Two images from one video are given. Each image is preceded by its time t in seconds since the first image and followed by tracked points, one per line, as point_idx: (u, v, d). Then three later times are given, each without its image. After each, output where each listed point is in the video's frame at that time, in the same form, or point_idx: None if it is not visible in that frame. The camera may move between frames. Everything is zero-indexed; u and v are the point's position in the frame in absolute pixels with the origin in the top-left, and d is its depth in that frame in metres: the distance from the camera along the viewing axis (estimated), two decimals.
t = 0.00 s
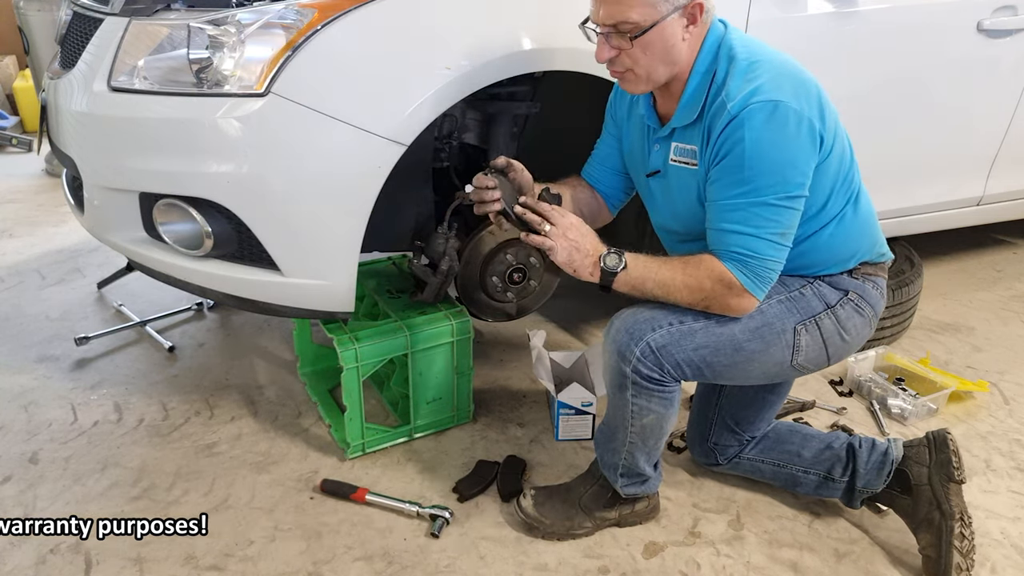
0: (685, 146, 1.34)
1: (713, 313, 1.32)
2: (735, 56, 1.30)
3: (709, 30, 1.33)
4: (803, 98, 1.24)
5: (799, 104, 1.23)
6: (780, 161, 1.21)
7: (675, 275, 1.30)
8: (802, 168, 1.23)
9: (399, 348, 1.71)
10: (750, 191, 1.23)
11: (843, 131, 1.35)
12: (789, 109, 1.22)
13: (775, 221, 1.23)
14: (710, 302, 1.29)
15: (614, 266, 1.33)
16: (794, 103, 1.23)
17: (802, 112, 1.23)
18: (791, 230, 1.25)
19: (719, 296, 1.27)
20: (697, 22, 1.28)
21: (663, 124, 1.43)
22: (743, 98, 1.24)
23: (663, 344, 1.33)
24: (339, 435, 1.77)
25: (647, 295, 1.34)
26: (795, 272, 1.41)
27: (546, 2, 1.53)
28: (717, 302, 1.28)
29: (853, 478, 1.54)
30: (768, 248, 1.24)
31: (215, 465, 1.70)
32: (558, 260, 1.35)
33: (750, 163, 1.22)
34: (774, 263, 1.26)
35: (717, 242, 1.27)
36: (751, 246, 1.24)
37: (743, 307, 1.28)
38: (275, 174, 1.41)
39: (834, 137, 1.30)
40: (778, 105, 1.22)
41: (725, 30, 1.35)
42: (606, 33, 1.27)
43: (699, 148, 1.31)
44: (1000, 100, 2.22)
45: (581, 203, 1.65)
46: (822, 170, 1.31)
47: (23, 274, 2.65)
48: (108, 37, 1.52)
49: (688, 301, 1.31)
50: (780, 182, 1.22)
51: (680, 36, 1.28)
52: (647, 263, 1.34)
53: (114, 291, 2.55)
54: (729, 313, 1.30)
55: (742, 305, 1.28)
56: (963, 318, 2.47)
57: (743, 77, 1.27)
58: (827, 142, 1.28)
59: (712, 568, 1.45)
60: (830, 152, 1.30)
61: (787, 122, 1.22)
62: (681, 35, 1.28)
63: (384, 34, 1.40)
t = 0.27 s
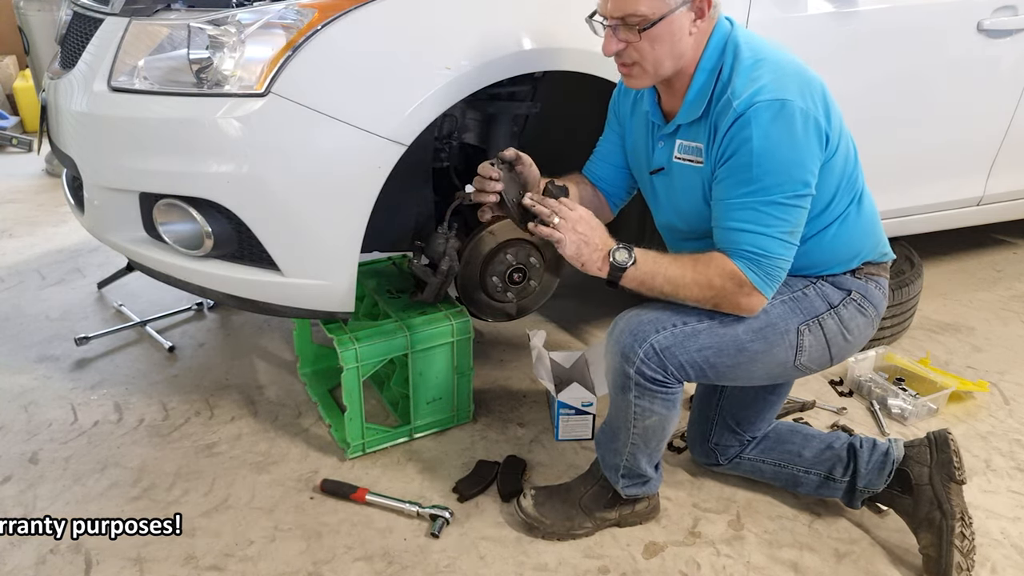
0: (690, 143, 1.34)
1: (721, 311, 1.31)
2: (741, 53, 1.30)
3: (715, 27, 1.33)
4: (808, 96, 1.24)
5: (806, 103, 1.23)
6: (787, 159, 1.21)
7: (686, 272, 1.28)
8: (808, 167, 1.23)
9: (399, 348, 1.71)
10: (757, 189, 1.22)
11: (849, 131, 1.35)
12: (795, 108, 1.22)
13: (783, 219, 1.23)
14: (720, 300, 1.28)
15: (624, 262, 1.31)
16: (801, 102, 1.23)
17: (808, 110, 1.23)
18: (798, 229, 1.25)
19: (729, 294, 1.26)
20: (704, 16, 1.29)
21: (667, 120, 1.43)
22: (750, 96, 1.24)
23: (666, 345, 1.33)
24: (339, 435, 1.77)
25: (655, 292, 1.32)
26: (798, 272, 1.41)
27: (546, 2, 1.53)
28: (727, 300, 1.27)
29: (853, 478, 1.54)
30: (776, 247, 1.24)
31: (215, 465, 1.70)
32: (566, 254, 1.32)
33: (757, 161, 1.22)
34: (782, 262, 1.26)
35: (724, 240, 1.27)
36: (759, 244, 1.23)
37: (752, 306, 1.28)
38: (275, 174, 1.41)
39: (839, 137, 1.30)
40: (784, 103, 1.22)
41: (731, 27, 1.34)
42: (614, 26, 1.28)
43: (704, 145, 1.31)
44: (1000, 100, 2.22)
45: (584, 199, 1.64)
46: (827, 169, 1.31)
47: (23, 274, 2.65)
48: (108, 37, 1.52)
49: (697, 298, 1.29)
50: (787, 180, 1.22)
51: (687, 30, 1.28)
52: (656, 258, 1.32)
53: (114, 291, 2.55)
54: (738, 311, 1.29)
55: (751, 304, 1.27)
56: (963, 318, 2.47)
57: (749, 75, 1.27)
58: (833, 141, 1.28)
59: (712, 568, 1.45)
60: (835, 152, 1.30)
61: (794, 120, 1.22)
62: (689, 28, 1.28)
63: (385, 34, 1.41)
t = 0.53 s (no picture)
0: (694, 137, 1.34)
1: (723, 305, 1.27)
2: (747, 48, 1.31)
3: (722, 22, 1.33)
4: (812, 92, 1.25)
5: (811, 97, 1.23)
6: (791, 150, 1.21)
7: (686, 261, 1.26)
8: (813, 159, 1.22)
9: (399, 348, 1.71)
10: (761, 177, 1.21)
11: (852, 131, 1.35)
12: (800, 101, 1.22)
13: (786, 208, 1.21)
14: (721, 290, 1.24)
15: (618, 250, 1.29)
16: (805, 95, 1.23)
17: (813, 104, 1.23)
18: (802, 219, 1.24)
19: (730, 283, 1.22)
20: (711, 10, 1.29)
21: (672, 115, 1.43)
22: (755, 89, 1.24)
23: (667, 345, 1.33)
24: (339, 435, 1.77)
25: (653, 280, 1.29)
26: (800, 270, 1.41)
27: (546, 2, 1.53)
28: (728, 291, 1.24)
29: (853, 478, 1.54)
30: (779, 235, 1.21)
31: (215, 465, 1.70)
32: (560, 246, 1.33)
33: (760, 152, 1.21)
34: (785, 250, 1.22)
35: (725, 228, 1.25)
36: (761, 232, 1.21)
37: (754, 298, 1.23)
38: (275, 174, 1.41)
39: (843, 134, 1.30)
40: (789, 96, 1.22)
41: (738, 23, 1.34)
42: (621, 17, 1.27)
43: (709, 138, 1.31)
44: (1000, 100, 2.22)
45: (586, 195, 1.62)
46: (831, 166, 1.30)
47: (23, 274, 2.65)
48: (108, 37, 1.52)
49: (695, 288, 1.26)
50: (791, 170, 1.21)
51: (695, 23, 1.28)
52: (656, 248, 1.30)
53: (114, 291, 2.55)
54: (739, 304, 1.25)
55: (753, 295, 1.23)
56: (963, 318, 2.47)
57: (755, 69, 1.27)
58: (836, 138, 1.28)
59: (712, 568, 1.45)
60: (838, 149, 1.30)
61: (798, 113, 1.21)
62: (696, 22, 1.28)
63: (385, 34, 1.41)
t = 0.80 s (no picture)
0: (694, 137, 1.34)
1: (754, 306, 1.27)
2: (746, 48, 1.30)
3: (721, 22, 1.33)
4: (812, 91, 1.24)
5: (812, 95, 1.23)
6: (798, 147, 1.20)
7: (710, 270, 1.27)
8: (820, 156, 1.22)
9: (399, 348, 1.70)
10: (772, 175, 1.21)
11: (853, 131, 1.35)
12: (802, 99, 1.22)
13: (800, 204, 1.20)
14: (750, 293, 1.25)
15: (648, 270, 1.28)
16: (805, 93, 1.23)
17: (814, 102, 1.23)
18: (817, 215, 1.23)
19: (757, 287, 1.23)
20: (706, 12, 1.29)
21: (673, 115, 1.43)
22: (755, 88, 1.24)
23: (665, 343, 1.33)
24: (339, 435, 1.77)
25: (682, 292, 1.31)
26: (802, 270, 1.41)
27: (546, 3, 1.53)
28: (757, 293, 1.24)
29: (853, 478, 1.54)
30: (797, 232, 1.20)
31: (215, 465, 1.70)
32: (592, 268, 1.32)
33: (767, 150, 1.21)
34: (805, 247, 1.22)
35: (745, 230, 1.24)
36: (780, 230, 1.20)
37: (786, 296, 1.24)
38: (274, 174, 1.41)
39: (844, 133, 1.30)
40: (790, 95, 1.21)
41: (737, 23, 1.34)
42: (615, 21, 1.28)
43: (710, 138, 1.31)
44: (1000, 100, 2.22)
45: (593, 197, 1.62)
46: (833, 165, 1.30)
47: (23, 274, 2.65)
48: (108, 37, 1.52)
49: (723, 294, 1.27)
50: (801, 166, 1.20)
51: (689, 26, 1.29)
52: (681, 260, 1.30)
53: (114, 291, 2.55)
54: (771, 304, 1.25)
55: (784, 293, 1.23)
56: (963, 318, 2.47)
57: (754, 69, 1.27)
58: (837, 137, 1.28)
59: (712, 568, 1.45)
60: (841, 148, 1.30)
61: (802, 110, 1.21)
62: (690, 24, 1.29)
63: (385, 35, 1.41)
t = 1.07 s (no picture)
0: (695, 138, 1.34)
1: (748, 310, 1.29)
2: (747, 49, 1.30)
3: (722, 23, 1.33)
4: (813, 93, 1.24)
5: (811, 97, 1.23)
6: (795, 150, 1.20)
7: (701, 278, 1.30)
8: (816, 160, 1.22)
9: (399, 348, 1.71)
10: (767, 178, 1.21)
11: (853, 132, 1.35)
12: (801, 101, 1.21)
13: (794, 208, 1.20)
14: (741, 298, 1.27)
15: (641, 283, 1.36)
16: (805, 95, 1.23)
17: (814, 104, 1.22)
18: (812, 219, 1.23)
19: (746, 291, 1.25)
20: (689, 25, 1.28)
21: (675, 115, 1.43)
22: (755, 90, 1.23)
23: (665, 343, 1.33)
24: (339, 435, 1.77)
25: (679, 301, 1.35)
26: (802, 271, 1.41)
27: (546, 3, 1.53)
28: (747, 297, 1.26)
29: (853, 478, 1.54)
30: (789, 236, 1.21)
31: (215, 465, 1.70)
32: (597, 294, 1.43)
33: (763, 152, 1.21)
34: (797, 252, 1.22)
35: (739, 233, 1.25)
36: (772, 234, 1.21)
37: (776, 300, 1.25)
38: (275, 175, 1.41)
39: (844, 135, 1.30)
40: (790, 96, 1.21)
41: (739, 24, 1.35)
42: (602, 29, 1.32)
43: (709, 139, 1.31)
44: (1000, 100, 2.22)
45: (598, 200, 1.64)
46: (833, 168, 1.30)
47: (23, 274, 2.65)
48: (108, 37, 1.52)
49: (716, 299, 1.29)
50: (796, 169, 1.20)
51: (672, 39, 1.29)
52: (674, 269, 1.35)
53: (114, 291, 2.55)
54: (763, 307, 1.26)
55: (774, 297, 1.24)
56: (963, 318, 2.47)
57: (754, 70, 1.26)
58: (837, 139, 1.28)
59: (712, 568, 1.45)
60: (840, 150, 1.30)
61: (800, 113, 1.21)
62: (673, 38, 1.29)
63: (385, 35, 1.41)
